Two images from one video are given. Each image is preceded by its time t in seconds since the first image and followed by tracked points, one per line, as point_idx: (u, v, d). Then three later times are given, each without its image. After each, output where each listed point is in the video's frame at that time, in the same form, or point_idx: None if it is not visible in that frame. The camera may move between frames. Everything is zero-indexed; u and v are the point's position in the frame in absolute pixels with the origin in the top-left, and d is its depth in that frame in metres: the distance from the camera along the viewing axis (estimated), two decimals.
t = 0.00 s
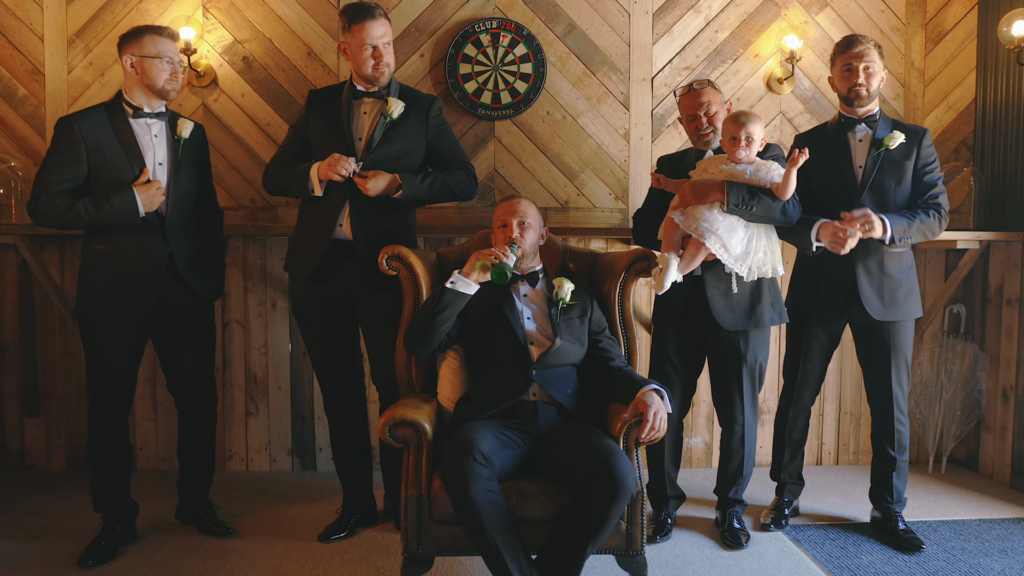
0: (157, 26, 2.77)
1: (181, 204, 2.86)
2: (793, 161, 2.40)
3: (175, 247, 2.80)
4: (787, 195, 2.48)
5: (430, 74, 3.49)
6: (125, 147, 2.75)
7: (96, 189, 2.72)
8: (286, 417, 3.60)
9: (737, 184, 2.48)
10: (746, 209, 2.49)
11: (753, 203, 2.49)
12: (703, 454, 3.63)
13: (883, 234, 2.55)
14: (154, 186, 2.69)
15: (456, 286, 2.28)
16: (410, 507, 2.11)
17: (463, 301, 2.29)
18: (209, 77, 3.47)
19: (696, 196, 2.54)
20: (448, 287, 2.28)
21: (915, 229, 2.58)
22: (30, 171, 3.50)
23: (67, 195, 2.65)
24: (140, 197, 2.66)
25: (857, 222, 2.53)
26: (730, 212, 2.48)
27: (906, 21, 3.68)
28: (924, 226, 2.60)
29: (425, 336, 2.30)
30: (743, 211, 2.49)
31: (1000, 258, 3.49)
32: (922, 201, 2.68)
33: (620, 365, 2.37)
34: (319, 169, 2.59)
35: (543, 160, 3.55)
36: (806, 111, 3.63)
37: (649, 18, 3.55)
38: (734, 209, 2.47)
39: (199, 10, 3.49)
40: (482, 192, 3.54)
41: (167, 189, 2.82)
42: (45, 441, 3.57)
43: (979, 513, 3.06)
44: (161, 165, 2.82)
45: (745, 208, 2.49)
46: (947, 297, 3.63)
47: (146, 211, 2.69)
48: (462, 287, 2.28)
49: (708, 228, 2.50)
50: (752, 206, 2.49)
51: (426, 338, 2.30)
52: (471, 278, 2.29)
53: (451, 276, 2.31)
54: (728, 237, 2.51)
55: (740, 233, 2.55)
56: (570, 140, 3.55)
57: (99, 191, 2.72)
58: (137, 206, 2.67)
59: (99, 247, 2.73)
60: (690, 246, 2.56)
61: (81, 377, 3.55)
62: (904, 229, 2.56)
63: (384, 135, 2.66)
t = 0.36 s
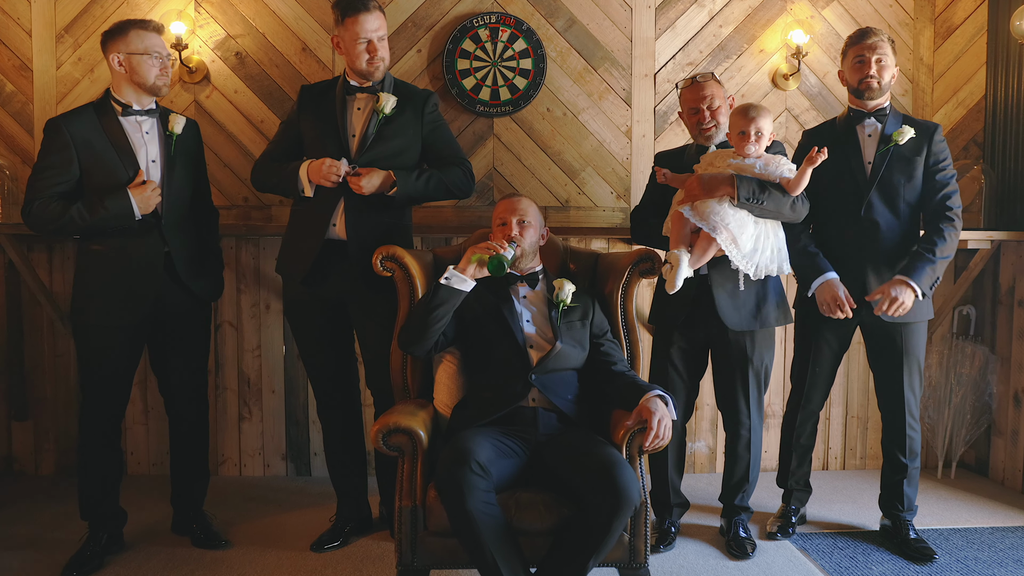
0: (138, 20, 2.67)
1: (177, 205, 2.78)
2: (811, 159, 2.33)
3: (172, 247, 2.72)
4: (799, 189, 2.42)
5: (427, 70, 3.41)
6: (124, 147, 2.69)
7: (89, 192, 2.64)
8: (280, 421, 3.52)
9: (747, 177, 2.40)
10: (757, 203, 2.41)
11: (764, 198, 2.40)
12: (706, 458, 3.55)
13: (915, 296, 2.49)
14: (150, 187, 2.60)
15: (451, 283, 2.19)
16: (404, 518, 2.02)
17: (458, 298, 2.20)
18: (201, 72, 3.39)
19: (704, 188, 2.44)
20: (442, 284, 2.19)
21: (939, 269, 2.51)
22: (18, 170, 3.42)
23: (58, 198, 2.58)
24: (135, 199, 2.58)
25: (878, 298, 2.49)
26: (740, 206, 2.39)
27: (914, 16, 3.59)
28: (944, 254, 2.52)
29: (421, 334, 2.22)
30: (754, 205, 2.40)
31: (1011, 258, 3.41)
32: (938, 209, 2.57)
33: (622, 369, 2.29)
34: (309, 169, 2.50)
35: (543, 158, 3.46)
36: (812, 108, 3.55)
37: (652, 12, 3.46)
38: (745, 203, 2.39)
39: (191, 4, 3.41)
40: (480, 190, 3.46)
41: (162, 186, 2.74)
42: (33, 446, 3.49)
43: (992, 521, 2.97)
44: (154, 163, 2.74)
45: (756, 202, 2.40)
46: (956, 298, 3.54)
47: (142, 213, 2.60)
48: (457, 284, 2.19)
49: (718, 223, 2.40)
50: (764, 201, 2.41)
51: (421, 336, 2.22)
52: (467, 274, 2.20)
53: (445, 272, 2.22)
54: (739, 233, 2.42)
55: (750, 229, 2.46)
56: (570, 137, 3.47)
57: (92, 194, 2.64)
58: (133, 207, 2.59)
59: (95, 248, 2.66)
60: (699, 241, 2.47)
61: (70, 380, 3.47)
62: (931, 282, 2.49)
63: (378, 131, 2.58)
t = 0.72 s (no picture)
0: (132, 19, 2.62)
1: (178, 207, 2.71)
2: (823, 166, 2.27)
3: (167, 249, 2.65)
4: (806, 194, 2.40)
5: (424, 67, 3.33)
6: (124, 146, 2.63)
7: (84, 196, 2.60)
8: (274, 426, 3.45)
9: (757, 181, 2.35)
10: (770, 208, 2.35)
11: (774, 200, 2.35)
12: (709, 464, 3.47)
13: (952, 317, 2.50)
14: (146, 190, 2.55)
15: (446, 282, 2.11)
16: (398, 531, 1.97)
17: (454, 298, 2.13)
18: (192, 70, 3.31)
19: (716, 191, 2.32)
20: (437, 283, 2.12)
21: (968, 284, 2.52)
22: (6, 170, 3.34)
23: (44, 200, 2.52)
24: (132, 204, 2.54)
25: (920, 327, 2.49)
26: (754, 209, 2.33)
27: (921, 13, 3.52)
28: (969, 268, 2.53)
29: (415, 335, 2.14)
30: (766, 209, 2.34)
31: (1021, 260, 3.33)
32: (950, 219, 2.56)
33: (624, 376, 2.22)
34: (299, 168, 2.44)
35: (543, 157, 3.39)
36: (817, 106, 3.48)
37: (653, 9, 3.39)
38: (757, 207, 2.33)
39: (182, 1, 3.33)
40: (478, 190, 3.38)
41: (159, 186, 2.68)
42: (22, 451, 3.42)
43: (1002, 529, 2.90)
44: (151, 162, 2.68)
45: (767, 205, 2.34)
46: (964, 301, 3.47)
47: (140, 216, 2.56)
48: (452, 282, 2.12)
49: (734, 230, 2.35)
50: (775, 203, 2.35)
51: (415, 338, 2.14)
52: (463, 271, 2.13)
53: (439, 270, 2.14)
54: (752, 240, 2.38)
55: (761, 235, 2.41)
56: (570, 136, 3.39)
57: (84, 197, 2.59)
58: (129, 212, 2.55)
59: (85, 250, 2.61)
60: (713, 245, 2.40)
61: (59, 385, 3.39)
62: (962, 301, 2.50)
63: (372, 129, 2.52)
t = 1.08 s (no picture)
0: (117, 21, 2.54)
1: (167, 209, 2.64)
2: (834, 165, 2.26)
3: (161, 256, 2.57)
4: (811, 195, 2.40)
5: (421, 66, 3.26)
6: (112, 147, 2.55)
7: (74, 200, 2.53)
8: (268, 433, 3.37)
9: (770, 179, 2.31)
10: (784, 206, 2.31)
11: (787, 198, 2.31)
12: (712, 471, 3.40)
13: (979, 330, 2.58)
14: (142, 202, 2.47)
15: (442, 283, 2.03)
16: (392, 548, 1.91)
17: (451, 299, 2.04)
18: (183, 69, 3.23)
19: (732, 192, 2.25)
20: (432, 284, 2.03)
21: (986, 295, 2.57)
22: None
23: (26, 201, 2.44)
24: (124, 214, 2.46)
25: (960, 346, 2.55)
26: (768, 208, 2.28)
27: (929, 10, 3.44)
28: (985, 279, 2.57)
29: (409, 336, 2.05)
30: (779, 207, 2.30)
31: None
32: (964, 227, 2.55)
33: (627, 384, 2.14)
34: (295, 169, 2.35)
35: (542, 158, 3.31)
36: (823, 105, 3.40)
37: (656, 6, 3.31)
38: (773, 204, 2.29)
39: None
40: (476, 192, 3.30)
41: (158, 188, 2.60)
42: (10, 458, 3.34)
43: (1015, 540, 2.83)
44: (149, 166, 2.61)
45: (781, 203, 2.30)
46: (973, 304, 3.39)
47: (132, 227, 2.49)
48: (448, 283, 2.03)
49: (754, 228, 2.28)
50: (787, 202, 2.32)
51: (408, 340, 2.05)
52: (460, 272, 2.05)
53: (434, 271, 2.05)
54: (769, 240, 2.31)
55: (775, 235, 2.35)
56: (571, 136, 3.32)
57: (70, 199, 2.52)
58: (123, 222, 2.47)
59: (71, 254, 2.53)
60: (734, 244, 2.33)
61: (48, 391, 3.31)
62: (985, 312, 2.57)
63: (366, 129, 2.44)
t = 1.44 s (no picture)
0: (113, 19, 2.46)
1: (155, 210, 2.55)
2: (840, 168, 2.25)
3: (149, 261, 2.45)
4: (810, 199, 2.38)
5: (417, 63, 3.17)
6: (98, 145, 2.46)
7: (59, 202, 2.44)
8: (261, 439, 3.29)
9: (779, 184, 2.27)
10: (793, 212, 2.28)
11: (794, 203, 2.27)
12: (717, 478, 3.31)
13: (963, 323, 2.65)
14: (130, 212, 2.36)
15: (437, 283, 1.95)
16: (384, 565, 1.85)
17: (446, 301, 1.96)
18: (174, 66, 3.15)
19: (748, 195, 2.20)
20: (427, 284, 1.94)
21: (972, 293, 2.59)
22: None
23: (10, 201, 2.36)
24: (109, 221, 2.35)
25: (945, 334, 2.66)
26: (783, 212, 2.24)
27: (939, 5, 3.35)
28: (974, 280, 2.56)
29: (404, 341, 1.97)
30: (790, 213, 2.26)
31: None
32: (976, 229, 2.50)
33: (630, 393, 2.06)
34: (286, 169, 2.27)
35: (542, 157, 3.23)
36: (830, 103, 3.32)
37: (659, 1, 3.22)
38: (787, 209, 2.24)
39: None
40: (474, 192, 3.22)
41: (152, 191, 2.49)
42: None
43: None
44: (143, 167, 2.52)
45: (791, 209, 2.27)
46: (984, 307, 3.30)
47: (118, 236, 2.37)
48: (444, 284, 1.94)
49: (773, 233, 2.20)
50: (796, 208, 2.28)
51: (403, 345, 1.97)
52: (456, 272, 1.97)
53: (429, 271, 1.97)
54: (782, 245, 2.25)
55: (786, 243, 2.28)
56: (572, 135, 3.23)
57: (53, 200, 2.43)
58: (108, 230, 2.36)
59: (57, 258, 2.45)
60: (751, 251, 2.23)
61: (35, 396, 3.22)
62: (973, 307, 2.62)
63: (359, 128, 2.36)
